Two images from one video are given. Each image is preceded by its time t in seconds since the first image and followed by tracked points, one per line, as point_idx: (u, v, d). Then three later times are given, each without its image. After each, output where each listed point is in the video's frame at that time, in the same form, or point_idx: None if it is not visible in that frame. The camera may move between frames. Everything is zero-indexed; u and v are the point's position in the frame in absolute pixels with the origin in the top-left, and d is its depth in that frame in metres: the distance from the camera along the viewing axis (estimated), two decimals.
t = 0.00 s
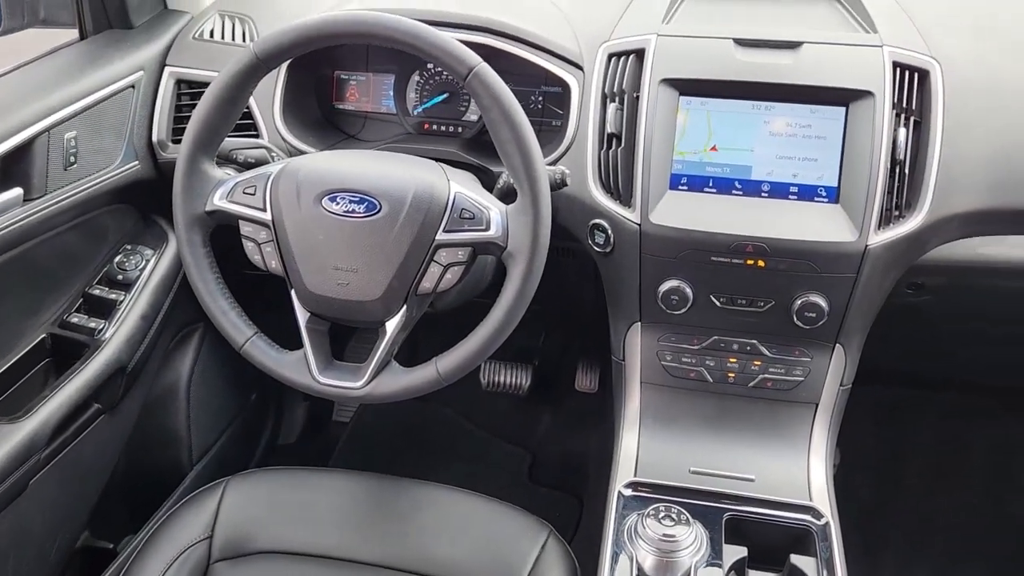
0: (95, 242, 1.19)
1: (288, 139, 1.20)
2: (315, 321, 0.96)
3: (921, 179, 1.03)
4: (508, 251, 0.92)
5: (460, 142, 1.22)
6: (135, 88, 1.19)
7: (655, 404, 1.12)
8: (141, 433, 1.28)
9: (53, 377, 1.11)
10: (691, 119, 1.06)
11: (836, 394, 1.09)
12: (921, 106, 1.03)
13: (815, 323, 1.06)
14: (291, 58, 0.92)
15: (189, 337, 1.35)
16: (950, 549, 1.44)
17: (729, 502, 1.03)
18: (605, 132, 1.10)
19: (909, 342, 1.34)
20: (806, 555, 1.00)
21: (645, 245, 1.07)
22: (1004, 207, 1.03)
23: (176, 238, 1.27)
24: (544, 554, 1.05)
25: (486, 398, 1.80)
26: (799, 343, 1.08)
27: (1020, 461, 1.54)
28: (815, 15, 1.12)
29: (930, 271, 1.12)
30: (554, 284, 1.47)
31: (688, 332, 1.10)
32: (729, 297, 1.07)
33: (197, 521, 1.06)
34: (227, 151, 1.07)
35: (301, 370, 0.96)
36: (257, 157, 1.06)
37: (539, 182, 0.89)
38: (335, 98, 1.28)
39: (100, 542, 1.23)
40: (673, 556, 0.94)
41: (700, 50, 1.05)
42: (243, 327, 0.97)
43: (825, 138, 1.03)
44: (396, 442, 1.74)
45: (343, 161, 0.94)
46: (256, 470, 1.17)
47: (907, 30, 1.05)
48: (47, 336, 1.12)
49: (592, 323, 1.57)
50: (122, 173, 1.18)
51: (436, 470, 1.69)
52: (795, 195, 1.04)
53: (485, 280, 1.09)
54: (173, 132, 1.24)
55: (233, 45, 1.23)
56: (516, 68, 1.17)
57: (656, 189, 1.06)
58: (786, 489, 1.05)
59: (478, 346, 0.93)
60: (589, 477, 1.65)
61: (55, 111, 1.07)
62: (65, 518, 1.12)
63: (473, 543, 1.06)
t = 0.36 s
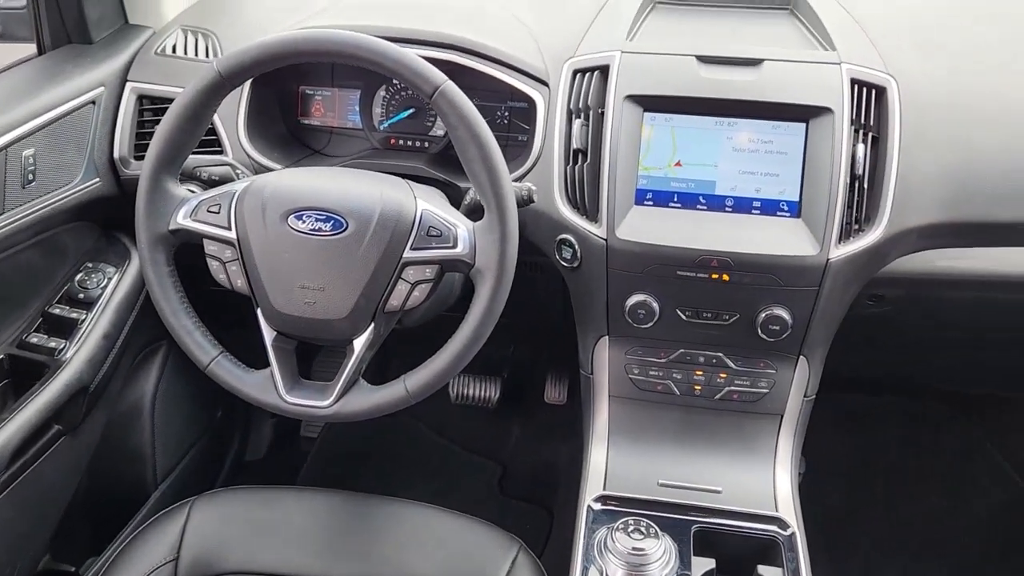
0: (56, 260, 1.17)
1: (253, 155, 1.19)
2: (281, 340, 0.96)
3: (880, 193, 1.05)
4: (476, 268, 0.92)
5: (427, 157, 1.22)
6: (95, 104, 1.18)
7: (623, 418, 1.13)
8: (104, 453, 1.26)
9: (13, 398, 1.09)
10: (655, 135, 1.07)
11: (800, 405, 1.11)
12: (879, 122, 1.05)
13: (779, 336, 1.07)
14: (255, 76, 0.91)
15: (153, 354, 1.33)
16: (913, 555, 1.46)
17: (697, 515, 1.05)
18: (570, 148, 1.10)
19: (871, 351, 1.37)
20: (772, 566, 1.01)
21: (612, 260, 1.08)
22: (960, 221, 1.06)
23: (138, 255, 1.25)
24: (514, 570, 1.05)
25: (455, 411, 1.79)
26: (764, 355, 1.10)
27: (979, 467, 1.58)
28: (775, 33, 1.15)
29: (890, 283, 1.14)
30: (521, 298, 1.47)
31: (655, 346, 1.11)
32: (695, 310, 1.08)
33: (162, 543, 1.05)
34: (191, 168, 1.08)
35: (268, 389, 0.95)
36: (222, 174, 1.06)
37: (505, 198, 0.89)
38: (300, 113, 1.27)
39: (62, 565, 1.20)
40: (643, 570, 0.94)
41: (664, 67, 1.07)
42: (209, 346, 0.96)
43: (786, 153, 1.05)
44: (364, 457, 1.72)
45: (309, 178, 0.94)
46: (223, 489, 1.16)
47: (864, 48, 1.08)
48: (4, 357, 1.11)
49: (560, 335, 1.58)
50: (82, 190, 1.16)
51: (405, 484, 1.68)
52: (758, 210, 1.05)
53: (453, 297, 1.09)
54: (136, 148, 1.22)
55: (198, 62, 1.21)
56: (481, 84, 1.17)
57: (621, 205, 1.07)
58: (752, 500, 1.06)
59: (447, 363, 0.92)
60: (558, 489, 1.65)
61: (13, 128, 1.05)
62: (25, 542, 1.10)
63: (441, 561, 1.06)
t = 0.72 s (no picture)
0: (21, 278, 1.16)
1: (222, 170, 1.19)
2: (252, 358, 0.96)
3: (843, 205, 1.07)
4: (446, 284, 0.92)
5: (396, 170, 1.22)
6: (60, 120, 1.17)
7: (594, 429, 1.14)
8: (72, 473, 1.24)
9: None
10: (623, 149, 1.09)
11: (768, 413, 1.12)
12: (841, 135, 1.08)
13: (746, 345, 1.09)
14: (223, 94, 0.91)
15: (121, 371, 1.32)
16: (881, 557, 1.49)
17: (669, 524, 1.06)
18: (539, 162, 1.11)
19: (837, 357, 1.39)
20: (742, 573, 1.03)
21: (582, 273, 1.09)
22: (921, 231, 1.08)
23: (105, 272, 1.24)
24: None
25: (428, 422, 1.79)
26: (732, 365, 1.11)
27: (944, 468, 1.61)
28: (738, 46, 1.16)
29: (854, 291, 1.16)
30: (492, 309, 1.48)
31: (625, 357, 1.12)
32: (664, 321, 1.09)
33: (133, 563, 1.04)
34: (159, 186, 1.06)
35: (239, 408, 0.95)
36: (189, 191, 1.06)
37: (476, 216, 0.90)
38: (269, 128, 1.27)
39: None
40: None
41: (631, 81, 1.08)
42: (178, 365, 0.95)
43: (751, 166, 1.07)
44: (337, 470, 1.72)
45: (278, 196, 0.93)
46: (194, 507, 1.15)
47: (826, 61, 1.10)
48: None
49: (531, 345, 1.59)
50: (47, 209, 1.15)
51: (379, 497, 1.68)
52: (724, 221, 1.07)
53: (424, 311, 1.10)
54: (102, 164, 1.21)
55: (165, 77, 1.20)
56: (450, 98, 1.18)
57: (590, 218, 1.08)
58: (722, 509, 1.07)
59: (419, 379, 0.93)
60: (532, 498, 1.66)
61: None
62: None
63: None
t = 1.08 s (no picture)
0: None
1: (182, 180, 1.17)
2: (216, 372, 0.95)
3: (804, 207, 1.08)
4: (410, 294, 0.92)
5: (360, 178, 1.21)
6: (15, 133, 1.15)
7: (563, 434, 1.14)
8: (34, 491, 1.22)
9: None
10: (586, 155, 1.09)
11: (735, 415, 1.13)
12: (801, 139, 1.09)
13: (711, 349, 1.09)
14: (180, 106, 0.90)
15: (84, 386, 1.30)
16: (848, 554, 1.51)
17: (638, 528, 1.07)
18: (503, 169, 1.11)
19: (803, 356, 1.40)
20: None
21: (547, 279, 1.09)
22: (881, 232, 1.09)
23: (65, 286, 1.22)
24: None
25: (399, 428, 1.79)
26: (698, 368, 1.12)
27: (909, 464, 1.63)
28: (699, 51, 1.17)
29: (816, 292, 1.17)
30: (460, 315, 1.48)
31: (591, 362, 1.13)
32: (630, 326, 1.10)
33: None
34: (118, 200, 1.07)
35: (202, 423, 0.94)
36: (149, 205, 1.08)
37: (439, 226, 0.90)
38: (230, 137, 1.26)
39: None
40: None
41: (594, 87, 1.08)
42: (139, 381, 0.94)
43: (714, 170, 1.07)
44: (308, 479, 1.71)
45: (238, 208, 0.93)
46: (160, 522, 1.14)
47: (786, 65, 1.11)
48: None
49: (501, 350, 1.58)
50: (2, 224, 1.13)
51: (350, 505, 1.67)
52: (687, 225, 1.08)
53: (390, 319, 1.09)
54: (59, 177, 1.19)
55: (123, 88, 1.19)
56: (413, 105, 1.17)
57: (555, 224, 1.08)
58: (690, 512, 1.08)
59: (384, 390, 0.92)
60: (504, 503, 1.66)
61: None
62: None
63: None
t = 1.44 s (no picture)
0: None
1: (146, 193, 1.17)
2: (183, 385, 0.94)
3: (767, 209, 1.09)
4: (377, 304, 0.92)
5: (327, 187, 1.21)
6: None
7: (534, 439, 1.15)
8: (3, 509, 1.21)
9: None
10: (551, 161, 1.10)
11: (704, 416, 1.15)
12: (763, 141, 1.10)
13: (678, 351, 1.11)
14: (141, 120, 0.90)
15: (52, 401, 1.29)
16: (819, 549, 1.53)
17: (610, 531, 1.08)
18: (469, 175, 1.11)
19: (771, 354, 1.42)
20: None
21: (515, 285, 1.10)
22: (844, 231, 1.11)
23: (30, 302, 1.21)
24: None
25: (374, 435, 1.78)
26: (667, 370, 1.13)
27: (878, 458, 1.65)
28: (663, 54, 1.18)
29: (782, 292, 1.19)
30: (431, 320, 1.48)
31: (561, 366, 1.13)
32: (598, 330, 1.10)
33: None
34: (81, 214, 1.07)
35: (171, 437, 0.94)
36: (113, 218, 1.08)
37: (404, 236, 0.90)
38: (196, 147, 1.25)
39: None
40: None
41: (558, 93, 1.09)
42: (106, 397, 0.94)
43: (679, 173, 1.08)
44: (284, 488, 1.70)
45: (202, 220, 0.92)
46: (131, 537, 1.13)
47: (747, 68, 1.12)
48: None
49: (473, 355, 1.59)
50: None
51: (326, 513, 1.67)
52: (653, 229, 1.08)
53: (359, 328, 1.09)
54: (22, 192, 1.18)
55: (85, 99, 1.18)
56: (379, 113, 1.17)
57: (522, 230, 1.09)
58: (662, 513, 1.09)
59: (353, 401, 0.92)
60: (480, 507, 1.67)
61: None
62: None
63: None
